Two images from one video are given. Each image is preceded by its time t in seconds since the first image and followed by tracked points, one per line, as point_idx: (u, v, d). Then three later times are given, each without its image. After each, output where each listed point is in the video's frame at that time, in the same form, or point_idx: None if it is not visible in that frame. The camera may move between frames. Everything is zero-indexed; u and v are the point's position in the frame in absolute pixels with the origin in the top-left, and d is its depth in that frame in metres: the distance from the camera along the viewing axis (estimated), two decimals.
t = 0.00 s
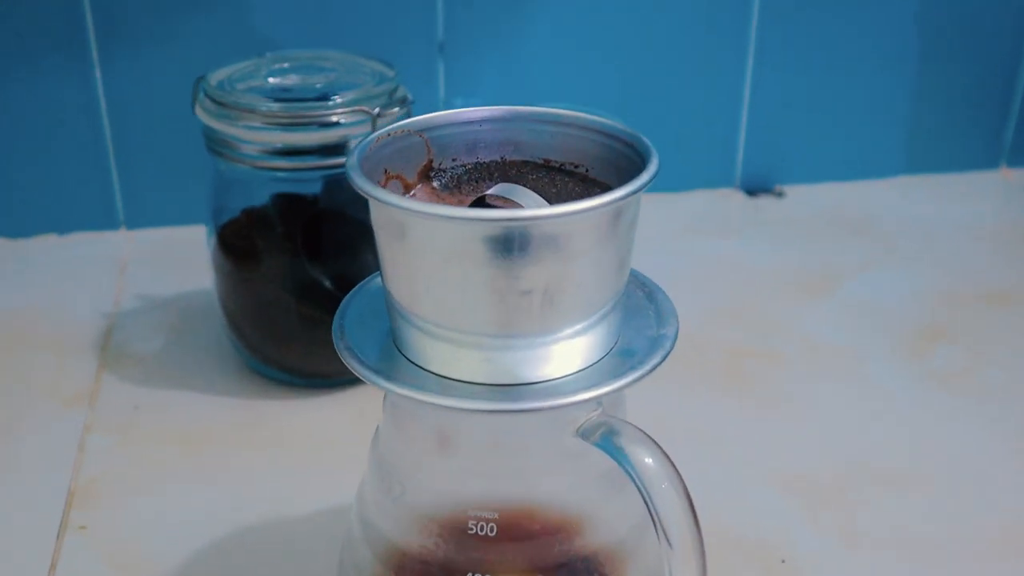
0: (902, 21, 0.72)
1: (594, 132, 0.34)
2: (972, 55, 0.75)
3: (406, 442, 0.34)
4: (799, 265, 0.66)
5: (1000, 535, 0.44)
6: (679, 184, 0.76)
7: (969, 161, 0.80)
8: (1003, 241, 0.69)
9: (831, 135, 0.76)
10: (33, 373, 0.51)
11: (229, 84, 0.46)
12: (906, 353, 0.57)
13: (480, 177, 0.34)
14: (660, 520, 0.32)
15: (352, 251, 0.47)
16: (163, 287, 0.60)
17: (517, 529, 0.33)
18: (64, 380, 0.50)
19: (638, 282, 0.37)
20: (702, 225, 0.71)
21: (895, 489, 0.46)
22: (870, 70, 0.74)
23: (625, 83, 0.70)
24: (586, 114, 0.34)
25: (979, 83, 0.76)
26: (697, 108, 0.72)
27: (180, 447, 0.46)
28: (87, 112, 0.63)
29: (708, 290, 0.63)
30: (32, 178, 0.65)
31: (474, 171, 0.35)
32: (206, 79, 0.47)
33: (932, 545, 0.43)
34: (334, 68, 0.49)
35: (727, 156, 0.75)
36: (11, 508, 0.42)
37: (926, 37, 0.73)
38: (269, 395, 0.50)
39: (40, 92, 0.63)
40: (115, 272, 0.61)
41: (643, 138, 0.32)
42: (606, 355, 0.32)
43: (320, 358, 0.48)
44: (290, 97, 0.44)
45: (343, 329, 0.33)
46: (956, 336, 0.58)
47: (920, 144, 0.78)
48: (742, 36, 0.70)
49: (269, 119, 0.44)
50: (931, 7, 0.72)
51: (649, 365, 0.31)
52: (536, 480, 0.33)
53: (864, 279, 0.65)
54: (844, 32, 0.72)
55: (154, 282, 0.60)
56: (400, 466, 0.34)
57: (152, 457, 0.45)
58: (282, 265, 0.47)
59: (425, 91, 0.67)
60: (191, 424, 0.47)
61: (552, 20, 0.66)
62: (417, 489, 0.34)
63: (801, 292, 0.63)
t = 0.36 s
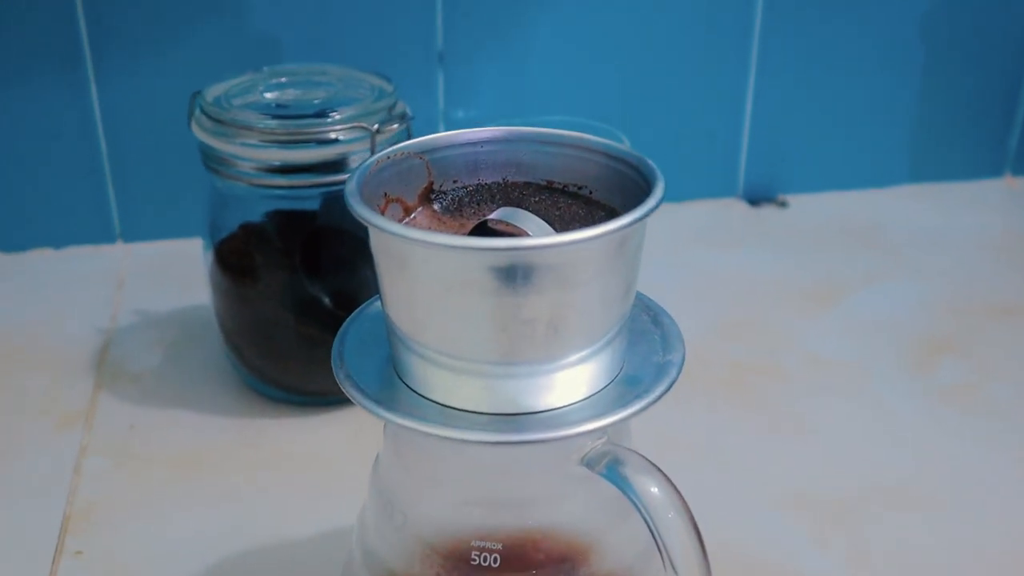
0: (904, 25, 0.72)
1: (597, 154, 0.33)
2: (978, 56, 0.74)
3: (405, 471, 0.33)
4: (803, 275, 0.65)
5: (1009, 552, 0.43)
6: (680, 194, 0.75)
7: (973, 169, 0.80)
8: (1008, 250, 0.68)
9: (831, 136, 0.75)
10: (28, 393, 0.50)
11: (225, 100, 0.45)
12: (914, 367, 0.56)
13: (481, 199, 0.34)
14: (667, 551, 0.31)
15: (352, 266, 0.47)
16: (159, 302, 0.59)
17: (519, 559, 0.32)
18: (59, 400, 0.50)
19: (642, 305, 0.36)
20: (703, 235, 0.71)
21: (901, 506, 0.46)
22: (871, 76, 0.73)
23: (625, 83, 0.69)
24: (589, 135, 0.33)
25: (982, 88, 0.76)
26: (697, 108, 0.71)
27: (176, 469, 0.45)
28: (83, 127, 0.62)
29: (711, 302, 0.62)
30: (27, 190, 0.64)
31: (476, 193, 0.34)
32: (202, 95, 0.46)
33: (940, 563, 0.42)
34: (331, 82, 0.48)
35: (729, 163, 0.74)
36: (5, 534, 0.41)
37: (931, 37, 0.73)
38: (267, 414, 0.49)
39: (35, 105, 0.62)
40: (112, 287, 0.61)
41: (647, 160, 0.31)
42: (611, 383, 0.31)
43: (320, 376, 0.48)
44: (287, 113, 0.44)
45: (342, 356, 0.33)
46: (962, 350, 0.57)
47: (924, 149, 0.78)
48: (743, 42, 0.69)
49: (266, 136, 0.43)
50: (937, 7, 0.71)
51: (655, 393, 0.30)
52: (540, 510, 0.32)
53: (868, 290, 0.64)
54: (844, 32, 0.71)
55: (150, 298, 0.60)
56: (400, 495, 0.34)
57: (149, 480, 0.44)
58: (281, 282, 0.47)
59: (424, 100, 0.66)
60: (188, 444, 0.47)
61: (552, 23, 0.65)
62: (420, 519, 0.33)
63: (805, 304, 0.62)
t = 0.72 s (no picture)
0: (905, 25, 0.71)
1: (597, 160, 0.32)
2: (979, 56, 0.74)
3: (404, 483, 0.33)
4: (806, 276, 0.65)
5: (1015, 559, 0.42)
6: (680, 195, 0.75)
7: (976, 167, 0.79)
8: (1010, 249, 0.68)
9: (831, 135, 0.74)
10: (22, 398, 0.49)
11: (220, 103, 0.45)
12: (918, 368, 0.55)
13: (480, 207, 0.33)
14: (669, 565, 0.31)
15: (349, 270, 0.46)
16: (153, 307, 0.58)
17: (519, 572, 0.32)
18: (53, 405, 0.49)
19: (644, 313, 0.36)
20: (703, 236, 0.70)
21: (906, 510, 0.45)
22: (873, 76, 0.72)
23: (625, 83, 0.68)
24: (588, 141, 0.33)
25: (984, 86, 0.75)
26: (697, 108, 0.70)
27: (173, 476, 0.45)
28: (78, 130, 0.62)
29: (712, 302, 0.62)
30: (21, 192, 0.64)
31: (475, 200, 0.33)
32: (196, 98, 0.46)
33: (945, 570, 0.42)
34: (326, 85, 0.48)
35: (730, 163, 0.74)
36: None
37: (932, 37, 0.72)
38: (264, 420, 0.49)
39: (29, 106, 0.61)
40: (106, 291, 0.60)
41: (649, 166, 0.31)
42: (613, 395, 0.31)
43: (318, 382, 0.47)
44: (282, 117, 0.43)
45: (339, 366, 0.32)
46: (966, 351, 0.57)
47: (926, 149, 0.77)
48: (744, 43, 0.69)
49: (261, 140, 0.43)
50: (938, 7, 0.71)
51: (657, 405, 0.30)
52: (540, 525, 0.32)
53: (871, 290, 0.63)
54: (844, 32, 0.70)
55: (145, 302, 0.59)
56: (399, 507, 0.33)
57: (145, 488, 0.44)
58: (277, 287, 0.46)
59: (422, 100, 0.65)
60: (184, 451, 0.46)
61: (551, 22, 0.65)
62: (418, 531, 0.33)
63: (806, 304, 0.61)
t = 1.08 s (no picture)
0: (906, 24, 0.70)
1: (600, 161, 0.32)
2: (979, 55, 0.73)
3: (403, 488, 0.32)
4: (806, 275, 0.64)
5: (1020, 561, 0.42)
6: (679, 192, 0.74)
7: (975, 165, 0.79)
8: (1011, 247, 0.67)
9: (830, 136, 0.74)
10: (15, 398, 0.49)
11: (216, 100, 0.44)
12: (919, 368, 0.55)
13: (480, 208, 0.33)
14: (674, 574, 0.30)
15: (346, 268, 0.46)
16: (147, 305, 0.58)
17: None
18: (47, 405, 0.48)
19: (647, 317, 0.35)
20: (702, 233, 0.70)
21: (907, 511, 0.45)
22: (873, 74, 0.72)
23: (625, 83, 0.68)
24: (591, 141, 0.32)
25: (984, 84, 0.74)
26: (697, 108, 0.70)
27: (168, 477, 0.44)
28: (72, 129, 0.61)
29: (712, 302, 0.61)
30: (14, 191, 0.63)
31: (475, 201, 0.33)
32: (192, 95, 0.45)
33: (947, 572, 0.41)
34: (324, 81, 0.47)
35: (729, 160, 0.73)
36: None
37: (932, 36, 0.71)
38: (260, 420, 0.48)
39: (20, 104, 0.60)
40: (101, 288, 0.59)
41: (653, 167, 0.30)
42: (615, 400, 0.30)
43: (314, 381, 0.47)
44: (279, 114, 0.43)
45: (337, 369, 0.32)
46: (967, 350, 0.56)
47: (925, 147, 0.77)
48: (744, 41, 0.68)
49: (257, 138, 0.42)
50: (938, 7, 0.70)
51: (660, 410, 0.29)
52: (541, 531, 0.31)
53: (871, 289, 0.63)
54: (844, 32, 0.70)
55: (140, 300, 0.58)
56: (398, 513, 0.33)
57: (140, 489, 0.43)
58: (273, 285, 0.46)
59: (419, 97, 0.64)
60: (180, 452, 0.46)
61: (549, 20, 0.64)
62: (416, 537, 0.32)
63: (806, 304, 0.61)
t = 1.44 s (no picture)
0: (907, 23, 0.70)
1: (602, 161, 0.32)
2: (981, 54, 0.73)
3: (401, 489, 0.32)
4: (807, 274, 0.64)
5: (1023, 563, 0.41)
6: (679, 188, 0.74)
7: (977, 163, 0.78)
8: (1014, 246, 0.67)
9: (831, 135, 0.74)
10: (10, 395, 0.48)
11: (213, 94, 0.44)
12: (919, 369, 0.54)
13: (481, 207, 0.33)
14: None
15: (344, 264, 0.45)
16: (143, 299, 0.57)
17: None
18: (42, 402, 0.48)
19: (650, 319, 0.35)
20: (702, 230, 0.69)
21: (908, 512, 0.44)
22: (875, 73, 0.72)
23: (625, 83, 0.67)
24: (593, 140, 0.32)
25: (986, 83, 0.74)
26: (697, 108, 0.70)
27: (164, 475, 0.44)
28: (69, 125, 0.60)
29: (713, 301, 0.61)
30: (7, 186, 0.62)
31: (475, 200, 0.33)
32: (189, 89, 0.45)
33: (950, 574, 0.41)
34: (323, 76, 0.47)
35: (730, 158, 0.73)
36: None
37: (934, 35, 0.71)
38: (257, 418, 0.48)
39: (14, 99, 0.59)
40: (97, 283, 0.59)
41: (656, 169, 0.30)
42: (616, 403, 0.30)
43: (312, 378, 0.46)
44: (277, 109, 0.42)
45: (336, 369, 0.31)
46: (969, 350, 0.56)
47: (926, 145, 0.76)
48: (745, 39, 0.68)
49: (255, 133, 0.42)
50: (939, 6, 0.70)
51: (663, 414, 0.29)
52: (541, 535, 0.31)
53: (873, 288, 0.62)
54: (844, 32, 0.69)
55: (137, 295, 0.58)
56: (396, 515, 0.32)
57: (135, 487, 0.43)
58: (271, 280, 0.45)
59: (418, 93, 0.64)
60: (176, 449, 0.45)
61: (548, 18, 0.63)
62: (415, 539, 0.32)
63: (807, 302, 0.61)
